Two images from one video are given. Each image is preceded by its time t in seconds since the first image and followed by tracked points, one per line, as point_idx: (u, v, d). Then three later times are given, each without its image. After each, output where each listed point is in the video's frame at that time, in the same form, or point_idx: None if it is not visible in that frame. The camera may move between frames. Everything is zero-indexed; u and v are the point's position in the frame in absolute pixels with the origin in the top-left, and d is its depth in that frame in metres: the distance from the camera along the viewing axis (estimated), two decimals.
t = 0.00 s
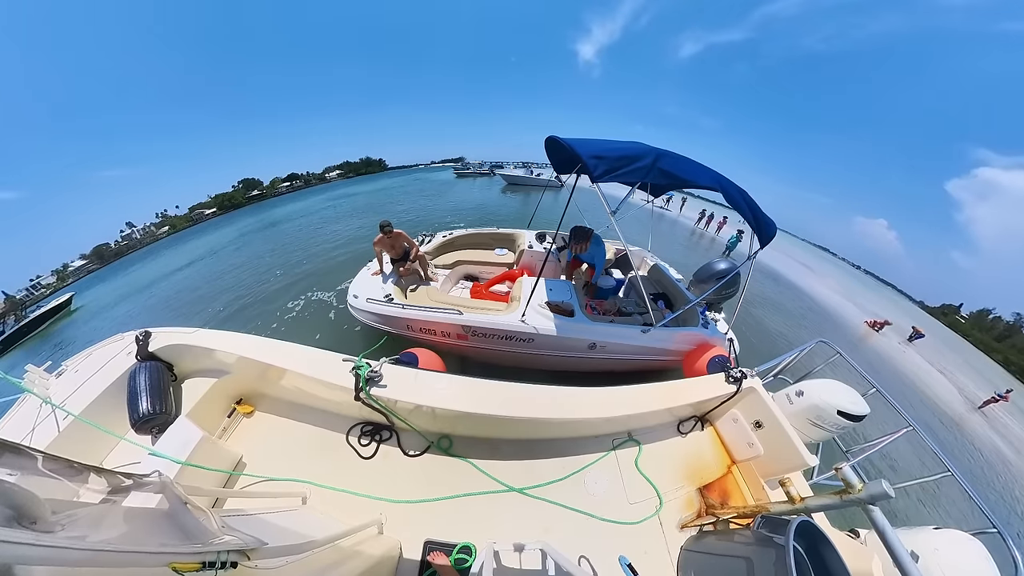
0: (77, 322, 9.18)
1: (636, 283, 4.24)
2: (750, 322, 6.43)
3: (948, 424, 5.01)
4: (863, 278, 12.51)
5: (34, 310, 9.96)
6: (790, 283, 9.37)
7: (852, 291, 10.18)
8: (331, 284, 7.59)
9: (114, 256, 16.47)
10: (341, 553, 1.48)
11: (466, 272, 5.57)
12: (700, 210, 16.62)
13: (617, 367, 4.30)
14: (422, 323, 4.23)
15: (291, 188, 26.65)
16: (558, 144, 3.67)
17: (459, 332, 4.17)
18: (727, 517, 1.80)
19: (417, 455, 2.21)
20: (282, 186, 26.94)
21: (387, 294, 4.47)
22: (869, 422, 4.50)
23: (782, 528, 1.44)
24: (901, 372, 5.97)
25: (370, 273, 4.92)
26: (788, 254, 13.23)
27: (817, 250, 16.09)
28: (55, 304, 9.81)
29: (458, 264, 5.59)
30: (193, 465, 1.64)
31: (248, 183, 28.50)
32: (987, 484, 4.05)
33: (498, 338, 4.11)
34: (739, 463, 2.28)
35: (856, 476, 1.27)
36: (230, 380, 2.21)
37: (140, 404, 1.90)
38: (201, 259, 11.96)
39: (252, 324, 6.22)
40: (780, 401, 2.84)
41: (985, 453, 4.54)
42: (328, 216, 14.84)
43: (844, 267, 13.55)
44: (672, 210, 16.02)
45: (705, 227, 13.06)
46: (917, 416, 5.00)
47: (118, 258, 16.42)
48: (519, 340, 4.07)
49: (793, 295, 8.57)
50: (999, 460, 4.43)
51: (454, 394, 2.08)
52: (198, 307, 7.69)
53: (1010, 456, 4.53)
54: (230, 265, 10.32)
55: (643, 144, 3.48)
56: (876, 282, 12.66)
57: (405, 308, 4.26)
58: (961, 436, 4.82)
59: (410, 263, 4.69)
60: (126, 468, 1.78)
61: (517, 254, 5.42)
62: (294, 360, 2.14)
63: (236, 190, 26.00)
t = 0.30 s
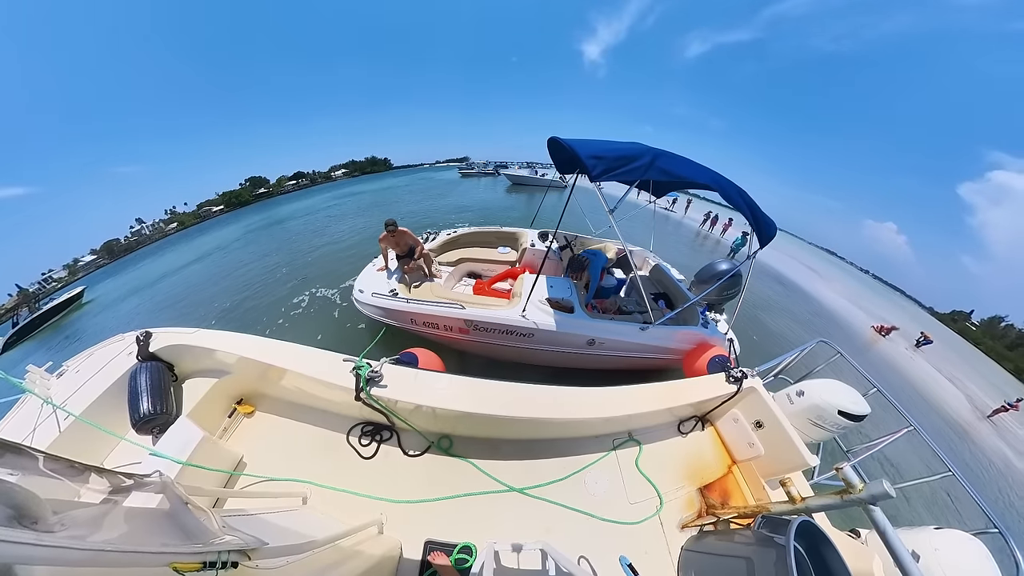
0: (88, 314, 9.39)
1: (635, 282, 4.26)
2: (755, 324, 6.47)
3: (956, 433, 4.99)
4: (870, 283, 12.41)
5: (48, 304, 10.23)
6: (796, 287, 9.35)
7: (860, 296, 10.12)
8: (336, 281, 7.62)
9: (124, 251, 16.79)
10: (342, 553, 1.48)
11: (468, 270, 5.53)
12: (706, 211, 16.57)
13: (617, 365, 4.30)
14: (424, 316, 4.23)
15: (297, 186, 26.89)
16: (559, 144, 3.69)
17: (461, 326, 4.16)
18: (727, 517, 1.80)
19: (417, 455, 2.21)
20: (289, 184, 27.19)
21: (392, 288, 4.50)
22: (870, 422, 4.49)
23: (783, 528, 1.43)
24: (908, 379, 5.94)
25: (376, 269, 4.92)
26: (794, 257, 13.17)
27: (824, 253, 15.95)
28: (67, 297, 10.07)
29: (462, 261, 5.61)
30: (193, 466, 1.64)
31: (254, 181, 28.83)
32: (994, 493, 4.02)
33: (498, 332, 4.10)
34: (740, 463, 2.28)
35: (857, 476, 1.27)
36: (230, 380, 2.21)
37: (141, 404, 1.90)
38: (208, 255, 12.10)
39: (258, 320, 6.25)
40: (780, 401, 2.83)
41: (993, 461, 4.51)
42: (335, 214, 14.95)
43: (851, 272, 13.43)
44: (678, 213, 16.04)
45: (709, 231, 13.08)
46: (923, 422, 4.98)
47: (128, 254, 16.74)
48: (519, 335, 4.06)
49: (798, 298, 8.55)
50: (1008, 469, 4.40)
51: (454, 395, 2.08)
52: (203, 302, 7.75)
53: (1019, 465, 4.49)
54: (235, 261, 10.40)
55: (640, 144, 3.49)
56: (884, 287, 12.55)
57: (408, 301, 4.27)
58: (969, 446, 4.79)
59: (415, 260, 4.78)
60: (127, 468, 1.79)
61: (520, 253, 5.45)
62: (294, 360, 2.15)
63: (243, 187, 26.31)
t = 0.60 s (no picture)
0: (97, 308, 9.57)
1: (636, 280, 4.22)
2: (758, 327, 6.45)
3: (965, 441, 4.92)
4: (877, 287, 12.27)
5: (60, 297, 10.46)
6: (800, 290, 9.30)
7: (868, 301, 10.01)
8: (339, 278, 7.63)
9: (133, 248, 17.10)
10: (342, 554, 1.47)
11: (470, 268, 5.48)
12: (710, 213, 16.54)
13: (616, 362, 4.28)
14: (426, 310, 4.23)
15: (302, 185, 27.10)
16: (560, 143, 3.69)
17: (463, 320, 4.16)
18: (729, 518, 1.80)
19: (417, 456, 2.20)
20: (294, 183, 27.43)
21: (395, 283, 4.52)
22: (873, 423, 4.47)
23: (785, 530, 1.42)
24: (916, 386, 5.87)
25: (379, 265, 4.92)
26: (800, 260, 13.08)
27: (830, 256, 15.80)
28: (78, 291, 10.31)
29: (464, 258, 5.61)
30: (193, 466, 1.63)
31: (260, 179, 29.10)
32: (1004, 502, 3.96)
33: (498, 327, 4.10)
34: (741, 464, 2.27)
35: (860, 477, 1.26)
36: (230, 380, 2.21)
37: (141, 404, 1.90)
38: (215, 251, 12.23)
39: (261, 317, 6.26)
40: (782, 402, 2.82)
41: (1004, 471, 4.44)
42: (340, 212, 15.03)
43: (858, 276, 13.30)
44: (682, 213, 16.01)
45: (713, 231, 13.08)
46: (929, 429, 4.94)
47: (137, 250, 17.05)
48: (520, 330, 4.06)
49: (803, 302, 8.51)
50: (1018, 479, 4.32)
51: (454, 396, 2.07)
52: (209, 298, 7.81)
53: None
54: (240, 258, 10.47)
55: (637, 142, 3.49)
56: (891, 291, 12.41)
57: (411, 295, 4.27)
58: (980, 455, 4.71)
59: (420, 256, 4.83)
60: (127, 468, 1.79)
61: (521, 251, 5.41)
62: (295, 360, 2.15)
63: (249, 185, 26.58)
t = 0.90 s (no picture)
0: (107, 302, 9.68)
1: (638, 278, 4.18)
2: (763, 330, 6.42)
3: (974, 450, 4.85)
4: (885, 292, 12.12)
5: (71, 290, 10.61)
6: (805, 294, 9.25)
7: (875, 305, 9.92)
8: (343, 276, 7.64)
9: (142, 244, 17.36)
10: (341, 557, 1.46)
11: (473, 266, 5.49)
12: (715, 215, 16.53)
13: (618, 360, 4.27)
14: (427, 307, 4.22)
15: (309, 184, 27.29)
16: (563, 142, 3.72)
17: (465, 317, 4.15)
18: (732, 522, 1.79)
19: (417, 458, 2.19)
20: (301, 182, 27.65)
21: (397, 280, 4.52)
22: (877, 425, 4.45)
23: (789, 533, 1.41)
24: (924, 393, 5.80)
25: (381, 262, 4.93)
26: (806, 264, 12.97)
27: (838, 260, 15.63)
28: (88, 285, 10.43)
29: (466, 257, 5.64)
30: (192, 468, 1.62)
31: (267, 178, 29.30)
32: (1015, 513, 3.89)
33: (499, 325, 4.09)
34: (744, 466, 2.25)
35: (863, 478, 1.24)
36: (230, 382, 2.20)
37: (140, 405, 1.89)
38: (222, 247, 12.32)
39: (263, 316, 6.22)
40: (784, 403, 2.80)
41: (1014, 481, 4.36)
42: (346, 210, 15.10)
43: (865, 280, 13.13)
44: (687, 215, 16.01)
45: (719, 233, 13.05)
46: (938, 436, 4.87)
47: (146, 245, 17.28)
48: (521, 327, 4.05)
49: (808, 306, 8.45)
50: None
51: (454, 398, 2.06)
52: (212, 295, 7.82)
53: None
54: (246, 255, 10.50)
55: (640, 139, 3.51)
56: (899, 296, 12.26)
57: (413, 292, 4.27)
58: (989, 464, 4.63)
59: (423, 253, 4.85)
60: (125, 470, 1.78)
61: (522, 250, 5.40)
62: (295, 363, 2.14)
63: (256, 184, 26.85)
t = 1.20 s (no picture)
0: (115, 297, 9.79)
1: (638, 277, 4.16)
2: (767, 333, 6.40)
3: (982, 457, 4.78)
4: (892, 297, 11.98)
5: (80, 284, 10.75)
6: (810, 297, 9.20)
7: (881, 310, 9.84)
8: (347, 275, 7.65)
9: (149, 240, 17.61)
10: (341, 559, 1.45)
11: (473, 266, 5.49)
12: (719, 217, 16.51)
13: (619, 360, 4.26)
14: (428, 306, 4.21)
15: (314, 183, 27.45)
16: (564, 141, 3.73)
17: (465, 316, 4.14)
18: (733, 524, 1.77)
19: (417, 459, 2.18)
20: (306, 180, 27.84)
21: (397, 280, 4.52)
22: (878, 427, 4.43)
23: (790, 535, 1.40)
24: (932, 399, 5.73)
25: (382, 261, 4.94)
26: (811, 268, 12.85)
27: (844, 264, 15.53)
28: (96, 280, 10.56)
29: (466, 256, 5.64)
30: (191, 469, 1.62)
31: (272, 176, 29.58)
32: None
33: (499, 325, 4.09)
34: (745, 468, 2.24)
35: (865, 480, 1.23)
36: (230, 383, 2.20)
37: (140, 405, 1.89)
38: (228, 244, 12.42)
39: (263, 316, 6.16)
40: (785, 404, 2.80)
41: None
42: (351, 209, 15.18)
43: (872, 285, 13.00)
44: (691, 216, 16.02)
45: (724, 235, 13.06)
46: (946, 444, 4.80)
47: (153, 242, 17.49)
48: (521, 326, 4.05)
49: (813, 310, 8.38)
50: None
51: (455, 400, 2.05)
52: (216, 292, 7.83)
53: None
54: (251, 252, 10.55)
55: (641, 138, 3.52)
56: (906, 302, 12.12)
57: (413, 291, 4.26)
58: (999, 472, 4.57)
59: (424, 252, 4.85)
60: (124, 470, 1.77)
61: (523, 250, 5.41)
62: (295, 363, 2.13)
63: (262, 182, 27.06)
